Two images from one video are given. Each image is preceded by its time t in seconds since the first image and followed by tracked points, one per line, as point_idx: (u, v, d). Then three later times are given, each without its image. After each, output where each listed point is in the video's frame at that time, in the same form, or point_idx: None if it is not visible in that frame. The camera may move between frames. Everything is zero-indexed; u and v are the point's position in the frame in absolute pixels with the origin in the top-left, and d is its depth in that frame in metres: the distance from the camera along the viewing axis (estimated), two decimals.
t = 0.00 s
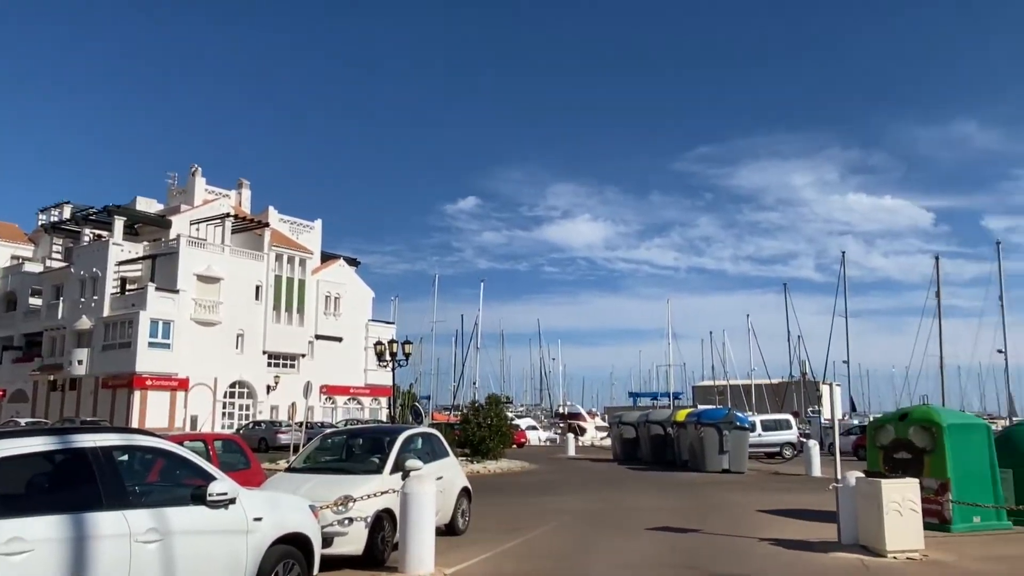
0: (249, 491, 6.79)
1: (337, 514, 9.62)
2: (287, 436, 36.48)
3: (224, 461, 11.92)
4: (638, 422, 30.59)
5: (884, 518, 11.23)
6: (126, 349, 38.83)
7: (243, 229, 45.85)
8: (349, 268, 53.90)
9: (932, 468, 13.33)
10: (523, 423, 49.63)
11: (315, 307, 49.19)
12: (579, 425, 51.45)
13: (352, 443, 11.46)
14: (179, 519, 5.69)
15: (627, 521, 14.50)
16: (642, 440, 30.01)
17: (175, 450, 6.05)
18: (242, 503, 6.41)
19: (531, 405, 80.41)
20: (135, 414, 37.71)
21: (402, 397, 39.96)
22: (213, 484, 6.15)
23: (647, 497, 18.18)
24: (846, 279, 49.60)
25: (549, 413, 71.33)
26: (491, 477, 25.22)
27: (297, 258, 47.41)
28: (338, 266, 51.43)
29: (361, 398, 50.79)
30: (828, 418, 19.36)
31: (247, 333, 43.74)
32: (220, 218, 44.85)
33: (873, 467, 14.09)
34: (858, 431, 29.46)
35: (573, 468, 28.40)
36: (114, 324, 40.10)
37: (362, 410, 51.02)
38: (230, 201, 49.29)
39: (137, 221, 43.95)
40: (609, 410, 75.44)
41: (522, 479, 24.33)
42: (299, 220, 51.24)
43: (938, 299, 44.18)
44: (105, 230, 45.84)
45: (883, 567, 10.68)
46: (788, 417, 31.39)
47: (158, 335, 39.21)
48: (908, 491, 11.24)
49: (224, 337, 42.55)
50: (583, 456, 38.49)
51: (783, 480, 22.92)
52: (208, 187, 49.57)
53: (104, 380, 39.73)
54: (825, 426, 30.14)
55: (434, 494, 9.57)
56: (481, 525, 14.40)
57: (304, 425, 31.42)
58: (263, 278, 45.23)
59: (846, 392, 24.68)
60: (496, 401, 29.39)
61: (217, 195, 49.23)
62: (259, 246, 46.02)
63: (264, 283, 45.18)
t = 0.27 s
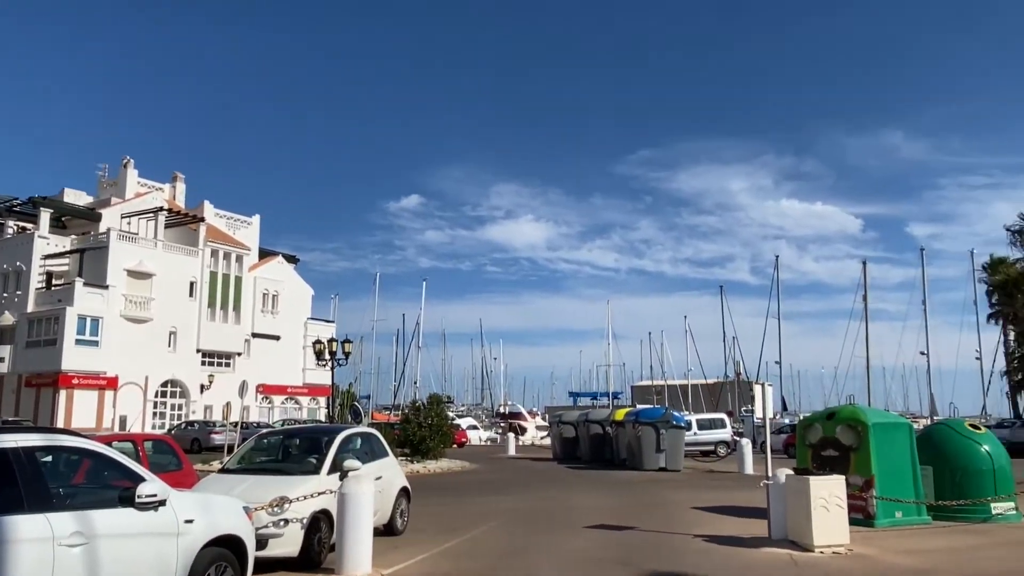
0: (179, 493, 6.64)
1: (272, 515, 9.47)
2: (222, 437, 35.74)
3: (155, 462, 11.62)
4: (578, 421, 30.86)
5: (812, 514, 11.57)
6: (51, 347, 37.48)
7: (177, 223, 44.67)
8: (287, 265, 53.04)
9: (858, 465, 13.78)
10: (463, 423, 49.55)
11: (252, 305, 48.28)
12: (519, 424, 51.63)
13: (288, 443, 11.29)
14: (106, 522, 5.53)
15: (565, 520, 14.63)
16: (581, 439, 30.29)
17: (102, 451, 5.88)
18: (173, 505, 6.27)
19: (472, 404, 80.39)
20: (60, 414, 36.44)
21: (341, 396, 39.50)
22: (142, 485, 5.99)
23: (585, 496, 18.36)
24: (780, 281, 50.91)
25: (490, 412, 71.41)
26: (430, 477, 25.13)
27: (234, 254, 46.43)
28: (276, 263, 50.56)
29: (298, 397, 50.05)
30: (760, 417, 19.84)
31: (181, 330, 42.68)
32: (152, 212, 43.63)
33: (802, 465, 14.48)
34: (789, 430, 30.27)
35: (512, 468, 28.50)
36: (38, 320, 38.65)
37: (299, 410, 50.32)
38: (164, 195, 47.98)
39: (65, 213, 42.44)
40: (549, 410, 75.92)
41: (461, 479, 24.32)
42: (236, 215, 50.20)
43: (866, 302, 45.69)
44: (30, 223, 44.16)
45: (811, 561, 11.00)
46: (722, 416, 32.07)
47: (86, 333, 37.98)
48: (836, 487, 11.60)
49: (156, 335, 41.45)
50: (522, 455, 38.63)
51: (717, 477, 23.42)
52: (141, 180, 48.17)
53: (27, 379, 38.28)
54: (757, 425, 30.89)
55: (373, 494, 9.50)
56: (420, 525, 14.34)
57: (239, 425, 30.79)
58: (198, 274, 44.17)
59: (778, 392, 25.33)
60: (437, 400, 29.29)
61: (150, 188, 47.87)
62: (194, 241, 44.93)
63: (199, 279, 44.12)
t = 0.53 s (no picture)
0: (117, 494, 6.49)
1: (215, 517, 9.31)
2: (163, 437, 34.97)
3: (92, 463, 11.31)
4: (527, 420, 30.96)
5: (754, 511, 11.81)
6: None
7: (118, 218, 43.50)
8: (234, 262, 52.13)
9: (798, 464, 14.13)
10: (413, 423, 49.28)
11: (196, 302, 47.33)
12: (469, 424, 51.57)
13: (232, 444, 11.11)
14: (39, 525, 5.39)
15: (514, 519, 14.68)
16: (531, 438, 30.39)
17: (37, 451, 5.71)
18: (112, 507, 6.13)
19: (421, 404, 80.04)
20: None
21: (287, 396, 38.97)
22: (78, 486, 5.84)
23: (533, 495, 18.44)
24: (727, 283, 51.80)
25: (439, 412, 71.19)
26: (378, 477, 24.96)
27: (177, 250, 45.44)
28: (222, 260, 49.65)
29: (244, 397, 49.25)
30: (704, 417, 20.17)
31: (121, 328, 41.62)
32: (93, 206, 42.42)
33: (745, 463, 14.77)
34: (733, 429, 30.81)
35: (461, 467, 28.45)
36: None
37: (244, 410, 49.59)
38: (105, 189, 46.71)
39: None
40: (499, 409, 76.02)
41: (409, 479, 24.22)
42: (180, 211, 49.14)
43: (809, 304, 46.77)
44: None
45: (753, 557, 11.23)
46: (669, 416, 32.50)
47: (20, 330, 36.75)
48: (777, 484, 11.87)
49: (95, 332, 40.34)
50: (471, 455, 38.60)
51: (663, 476, 23.73)
52: (80, 173, 46.80)
53: None
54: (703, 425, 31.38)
55: (319, 494, 9.40)
56: (367, 526, 14.25)
57: (181, 425, 30.10)
58: (139, 270, 43.10)
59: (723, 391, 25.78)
60: (386, 400, 29.08)
61: (90, 181, 46.54)
62: (136, 236, 43.84)
63: (140, 276, 43.05)
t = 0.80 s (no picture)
0: (58, 495, 6.36)
1: (159, 518, 9.17)
2: (106, 437, 34.16)
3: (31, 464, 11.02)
4: (480, 420, 30.96)
5: (702, 509, 12.03)
6: None
7: (61, 212, 42.31)
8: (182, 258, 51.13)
9: (745, 462, 14.43)
10: (365, 423, 48.92)
11: (142, 299, 46.32)
12: (421, 424, 51.37)
13: (178, 444, 10.94)
14: None
15: (465, 518, 14.72)
16: (484, 438, 30.41)
17: None
18: (51, 509, 6.03)
19: (374, 404, 79.48)
20: None
21: (236, 395, 38.37)
22: (17, 488, 5.71)
23: (484, 495, 18.48)
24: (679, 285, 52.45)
25: (392, 412, 70.78)
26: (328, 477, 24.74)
27: (122, 246, 44.41)
28: (169, 256, 48.68)
29: (191, 396, 48.38)
30: (654, 416, 20.44)
31: (63, 325, 40.54)
32: (34, 200, 41.14)
33: (693, 462, 15.02)
34: (683, 428, 31.24)
35: (412, 467, 28.37)
36: None
37: (191, 410, 48.81)
38: (47, 182, 45.40)
39: None
40: (452, 409, 75.90)
41: (359, 479, 24.06)
42: (126, 205, 48.03)
43: (757, 307, 47.67)
44: None
45: (700, 554, 11.44)
46: (620, 416, 32.81)
47: None
48: (724, 483, 12.10)
49: (35, 330, 39.23)
50: (423, 455, 38.45)
51: (613, 475, 23.97)
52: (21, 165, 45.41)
53: None
54: (654, 424, 31.75)
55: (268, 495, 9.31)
56: (317, 527, 14.13)
57: (125, 424, 29.41)
58: (83, 266, 41.99)
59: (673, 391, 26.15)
60: (337, 400, 28.82)
61: (31, 173, 45.19)
62: (79, 231, 42.71)
63: (84, 272, 41.97)
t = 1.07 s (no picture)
0: None
1: (101, 520, 8.98)
2: (46, 437, 33.23)
3: None
4: (433, 420, 30.87)
5: (651, 507, 12.21)
6: None
7: None
8: (127, 254, 49.97)
9: (692, 461, 14.68)
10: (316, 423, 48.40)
11: (85, 296, 45.16)
12: (373, 424, 51.00)
13: (121, 444, 10.73)
14: None
15: (416, 518, 14.71)
16: (436, 438, 30.33)
17: None
18: None
19: (325, 404, 78.66)
20: None
21: (183, 394, 37.63)
22: None
23: (435, 495, 18.47)
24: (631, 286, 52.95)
25: (343, 412, 70.13)
26: (277, 478, 24.44)
27: (65, 241, 43.16)
28: (114, 251, 47.55)
29: (135, 396, 47.36)
30: (604, 415, 20.64)
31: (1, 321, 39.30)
32: None
33: (643, 461, 15.22)
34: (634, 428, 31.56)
35: (364, 467, 28.19)
36: None
37: (136, 409, 47.74)
38: None
39: None
40: (404, 409, 75.52)
41: (309, 479, 23.83)
42: (69, 199, 46.75)
43: (706, 308, 48.42)
44: None
45: (649, 552, 11.61)
46: (572, 415, 33.01)
47: None
48: (673, 481, 12.30)
49: None
50: (375, 455, 38.20)
51: (564, 475, 24.12)
52: None
53: None
54: (605, 423, 32.03)
55: (214, 496, 9.19)
56: (265, 528, 13.97)
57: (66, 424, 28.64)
58: (23, 260, 40.75)
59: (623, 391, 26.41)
60: (287, 400, 28.47)
61: None
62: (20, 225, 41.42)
63: (24, 267, 40.74)
